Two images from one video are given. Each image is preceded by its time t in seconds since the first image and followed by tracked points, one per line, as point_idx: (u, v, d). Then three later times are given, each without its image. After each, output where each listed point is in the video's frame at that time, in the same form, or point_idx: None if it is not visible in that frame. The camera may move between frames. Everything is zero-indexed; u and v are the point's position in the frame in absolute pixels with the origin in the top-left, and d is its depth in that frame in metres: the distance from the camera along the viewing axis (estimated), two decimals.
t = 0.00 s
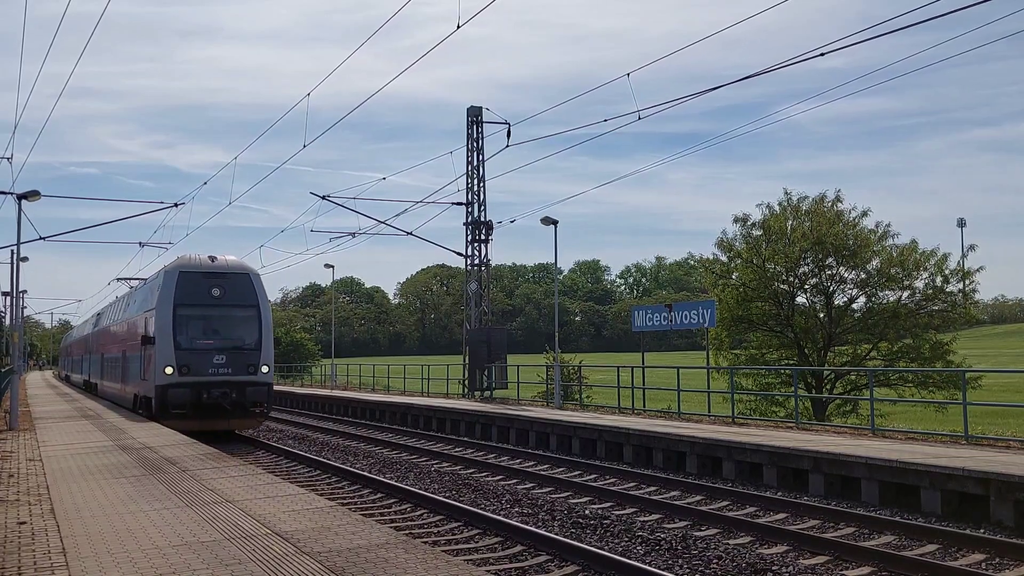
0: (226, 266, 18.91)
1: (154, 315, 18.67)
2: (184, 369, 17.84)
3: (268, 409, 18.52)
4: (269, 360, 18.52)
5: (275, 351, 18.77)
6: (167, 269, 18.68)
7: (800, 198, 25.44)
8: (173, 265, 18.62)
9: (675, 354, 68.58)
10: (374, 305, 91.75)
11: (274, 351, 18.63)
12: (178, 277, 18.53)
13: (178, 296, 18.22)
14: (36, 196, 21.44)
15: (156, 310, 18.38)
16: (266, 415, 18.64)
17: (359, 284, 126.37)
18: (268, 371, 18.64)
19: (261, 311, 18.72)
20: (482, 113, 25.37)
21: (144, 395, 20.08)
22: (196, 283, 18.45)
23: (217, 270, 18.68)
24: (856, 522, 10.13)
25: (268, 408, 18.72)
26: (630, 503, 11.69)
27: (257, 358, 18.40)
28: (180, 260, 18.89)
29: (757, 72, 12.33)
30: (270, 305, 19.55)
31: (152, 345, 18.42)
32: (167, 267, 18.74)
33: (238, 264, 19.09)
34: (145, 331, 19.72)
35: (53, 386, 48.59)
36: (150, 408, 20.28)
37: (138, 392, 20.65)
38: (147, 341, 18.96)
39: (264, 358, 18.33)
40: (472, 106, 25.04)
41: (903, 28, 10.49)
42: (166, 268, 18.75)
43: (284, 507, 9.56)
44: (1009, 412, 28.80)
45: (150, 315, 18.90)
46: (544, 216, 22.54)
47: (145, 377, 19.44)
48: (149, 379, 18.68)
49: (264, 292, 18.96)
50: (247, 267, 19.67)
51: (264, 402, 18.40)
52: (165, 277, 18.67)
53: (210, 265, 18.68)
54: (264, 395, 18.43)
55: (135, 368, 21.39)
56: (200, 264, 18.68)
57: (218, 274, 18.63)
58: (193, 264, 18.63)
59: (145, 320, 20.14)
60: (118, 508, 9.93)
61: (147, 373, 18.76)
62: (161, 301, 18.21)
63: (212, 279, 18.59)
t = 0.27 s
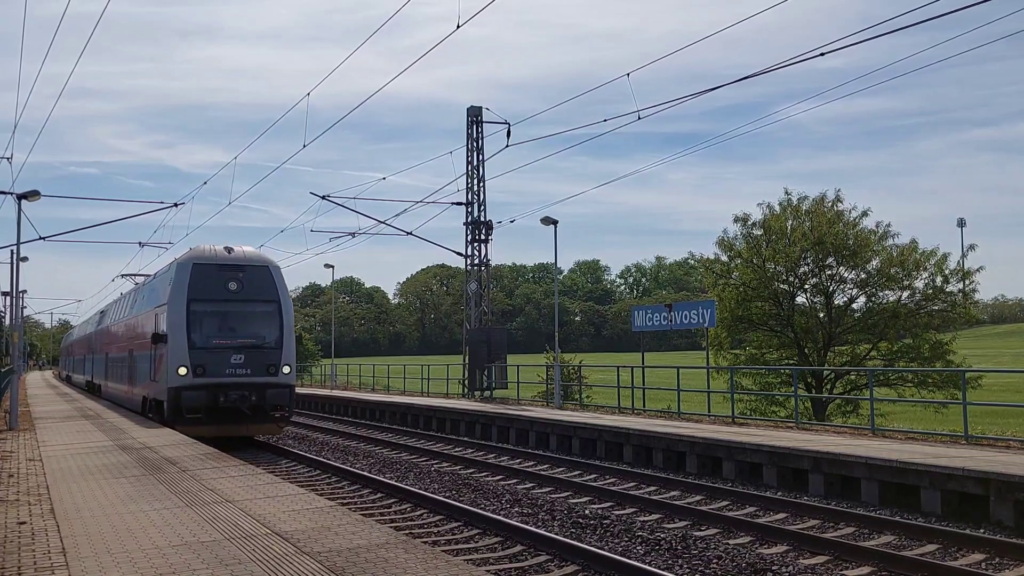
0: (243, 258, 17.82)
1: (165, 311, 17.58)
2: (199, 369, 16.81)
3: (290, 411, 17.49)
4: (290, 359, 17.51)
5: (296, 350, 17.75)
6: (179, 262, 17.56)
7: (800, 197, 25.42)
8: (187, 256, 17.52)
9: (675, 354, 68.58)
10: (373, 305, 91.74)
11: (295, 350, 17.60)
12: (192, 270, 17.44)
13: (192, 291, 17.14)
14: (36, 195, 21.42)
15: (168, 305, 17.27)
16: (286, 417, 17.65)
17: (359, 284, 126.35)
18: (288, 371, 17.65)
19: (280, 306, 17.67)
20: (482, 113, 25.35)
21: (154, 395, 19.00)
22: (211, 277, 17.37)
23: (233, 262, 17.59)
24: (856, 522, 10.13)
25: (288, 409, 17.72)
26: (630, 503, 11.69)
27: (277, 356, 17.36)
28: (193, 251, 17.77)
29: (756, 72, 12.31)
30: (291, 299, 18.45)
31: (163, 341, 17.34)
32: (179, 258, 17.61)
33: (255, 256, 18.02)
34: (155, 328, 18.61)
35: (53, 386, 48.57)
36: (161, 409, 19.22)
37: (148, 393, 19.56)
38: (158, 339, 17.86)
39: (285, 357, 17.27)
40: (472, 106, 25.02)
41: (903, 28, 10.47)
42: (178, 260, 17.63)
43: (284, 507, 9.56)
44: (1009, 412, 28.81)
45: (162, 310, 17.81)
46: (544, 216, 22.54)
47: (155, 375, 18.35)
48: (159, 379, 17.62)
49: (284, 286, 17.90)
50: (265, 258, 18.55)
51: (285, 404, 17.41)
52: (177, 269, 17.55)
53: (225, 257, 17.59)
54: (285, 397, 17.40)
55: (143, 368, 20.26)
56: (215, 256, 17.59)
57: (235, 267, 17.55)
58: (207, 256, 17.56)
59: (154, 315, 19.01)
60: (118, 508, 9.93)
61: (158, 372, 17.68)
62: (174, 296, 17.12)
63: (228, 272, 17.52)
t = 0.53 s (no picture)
0: (263, 248, 16.39)
1: (178, 307, 16.16)
2: (216, 370, 15.35)
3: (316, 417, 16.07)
4: (317, 360, 16.02)
5: (322, 349, 16.26)
6: (193, 252, 16.17)
7: (801, 197, 25.42)
8: (202, 246, 16.10)
9: (675, 354, 68.60)
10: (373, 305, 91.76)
11: (321, 349, 16.11)
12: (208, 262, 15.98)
13: (207, 284, 15.69)
14: (36, 195, 21.42)
15: (182, 300, 15.85)
16: (312, 424, 16.18)
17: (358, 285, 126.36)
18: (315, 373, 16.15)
19: (305, 301, 16.19)
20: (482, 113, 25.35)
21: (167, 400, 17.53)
22: (228, 269, 15.91)
23: (252, 253, 16.16)
24: (856, 522, 10.14)
25: (315, 414, 16.24)
26: (630, 503, 11.69)
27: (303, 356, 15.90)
28: (209, 241, 16.34)
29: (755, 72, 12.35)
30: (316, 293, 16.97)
31: (176, 340, 15.90)
32: (193, 249, 16.21)
33: (278, 246, 16.58)
34: (169, 326, 17.23)
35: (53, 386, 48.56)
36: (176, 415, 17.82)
37: (161, 398, 18.19)
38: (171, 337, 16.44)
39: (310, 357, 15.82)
40: (472, 106, 25.02)
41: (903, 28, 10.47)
42: (192, 250, 16.24)
43: (284, 507, 9.55)
44: (1008, 412, 28.81)
45: (175, 306, 16.39)
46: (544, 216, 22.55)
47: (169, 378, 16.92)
48: (173, 381, 16.15)
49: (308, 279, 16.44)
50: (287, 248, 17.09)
51: (311, 408, 15.94)
52: (191, 261, 16.14)
53: (244, 247, 16.16)
54: (311, 402, 15.94)
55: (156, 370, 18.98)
56: (233, 246, 16.16)
57: (255, 258, 16.11)
58: (224, 246, 16.12)
59: (167, 313, 17.61)
60: (118, 508, 9.93)
61: (172, 374, 16.23)
62: (188, 289, 15.67)
63: (248, 264, 16.07)
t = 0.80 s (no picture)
0: (288, 237, 15.34)
1: (196, 303, 15.03)
2: (239, 371, 14.30)
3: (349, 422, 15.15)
4: (349, 359, 15.06)
5: (355, 347, 15.27)
6: (211, 243, 15.04)
7: (801, 198, 25.44)
8: (222, 236, 14.97)
9: (675, 355, 68.63)
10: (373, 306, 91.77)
11: (354, 347, 15.12)
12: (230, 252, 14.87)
13: (229, 277, 14.59)
14: (36, 196, 21.43)
15: (201, 295, 14.73)
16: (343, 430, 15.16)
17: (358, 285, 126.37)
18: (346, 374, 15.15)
19: (335, 295, 15.17)
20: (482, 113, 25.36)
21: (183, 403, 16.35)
22: (251, 260, 14.83)
23: (277, 243, 15.11)
24: (856, 522, 10.14)
25: (346, 418, 15.24)
26: (630, 503, 11.70)
27: (332, 355, 14.89)
28: (229, 230, 15.21)
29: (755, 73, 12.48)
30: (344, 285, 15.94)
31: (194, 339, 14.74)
32: (212, 240, 15.07)
33: (304, 235, 15.50)
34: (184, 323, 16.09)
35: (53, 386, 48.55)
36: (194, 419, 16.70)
37: (177, 401, 17.04)
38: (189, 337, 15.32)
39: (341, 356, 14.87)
40: (472, 106, 25.02)
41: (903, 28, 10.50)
42: (209, 241, 15.09)
43: (284, 507, 9.56)
44: (1008, 412, 28.84)
45: (192, 301, 15.24)
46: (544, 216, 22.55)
47: (186, 380, 15.77)
48: (192, 383, 15.02)
49: (338, 270, 15.39)
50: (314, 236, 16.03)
51: (343, 413, 14.97)
52: (209, 251, 15.00)
53: (268, 237, 15.11)
54: (343, 405, 14.95)
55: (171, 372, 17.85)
56: (257, 235, 15.11)
57: (281, 248, 15.03)
58: (247, 235, 15.06)
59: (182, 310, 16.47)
60: (118, 509, 9.93)
61: (190, 375, 15.11)
62: (208, 283, 14.57)
63: (273, 254, 14.99)
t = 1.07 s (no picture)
0: (321, 222, 13.85)
1: (217, 296, 13.47)
2: (269, 372, 12.74)
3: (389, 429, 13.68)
4: (390, 358, 13.48)
5: (397, 345, 13.73)
6: (235, 228, 13.58)
7: (801, 198, 25.44)
8: (248, 221, 13.48)
9: (675, 355, 68.65)
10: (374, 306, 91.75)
11: (397, 346, 13.58)
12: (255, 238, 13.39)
13: (256, 266, 13.07)
14: (36, 196, 21.44)
15: (223, 286, 13.16)
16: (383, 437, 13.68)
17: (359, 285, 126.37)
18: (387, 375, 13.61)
19: (375, 287, 13.65)
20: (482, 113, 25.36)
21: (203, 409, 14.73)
22: (280, 246, 13.33)
23: (308, 229, 13.61)
24: (856, 522, 10.14)
25: (388, 426, 13.70)
26: (630, 503, 11.69)
27: (372, 354, 13.37)
28: (255, 214, 13.70)
29: (755, 74, 12.46)
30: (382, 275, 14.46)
31: (216, 338, 13.19)
32: (236, 224, 13.61)
33: (340, 219, 14.05)
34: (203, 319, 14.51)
35: (54, 387, 48.55)
36: (215, 426, 15.12)
37: (195, 406, 15.44)
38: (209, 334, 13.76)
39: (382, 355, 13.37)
40: (473, 106, 25.02)
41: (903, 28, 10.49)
42: (233, 226, 13.63)
43: (283, 507, 9.55)
44: (1008, 412, 28.84)
45: (214, 295, 13.74)
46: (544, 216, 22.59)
47: (206, 383, 14.14)
48: (214, 386, 13.45)
49: (376, 258, 13.88)
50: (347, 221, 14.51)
51: (385, 419, 13.42)
52: (234, 237, 13.51)
53: (299, 222, 13.64)
54: (384, 409, 13.41)
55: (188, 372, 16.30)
56: (286, 220, 13.64)
57: (313, 234, 13.54)
58: (276, 221, 13.59)
59: (201, 305, 14.87)
60: (118, 509, 9.93)
61: (211, 378, 13.53)
62: (233, 273, 13.03)
63: (305, 240, 13.49)
